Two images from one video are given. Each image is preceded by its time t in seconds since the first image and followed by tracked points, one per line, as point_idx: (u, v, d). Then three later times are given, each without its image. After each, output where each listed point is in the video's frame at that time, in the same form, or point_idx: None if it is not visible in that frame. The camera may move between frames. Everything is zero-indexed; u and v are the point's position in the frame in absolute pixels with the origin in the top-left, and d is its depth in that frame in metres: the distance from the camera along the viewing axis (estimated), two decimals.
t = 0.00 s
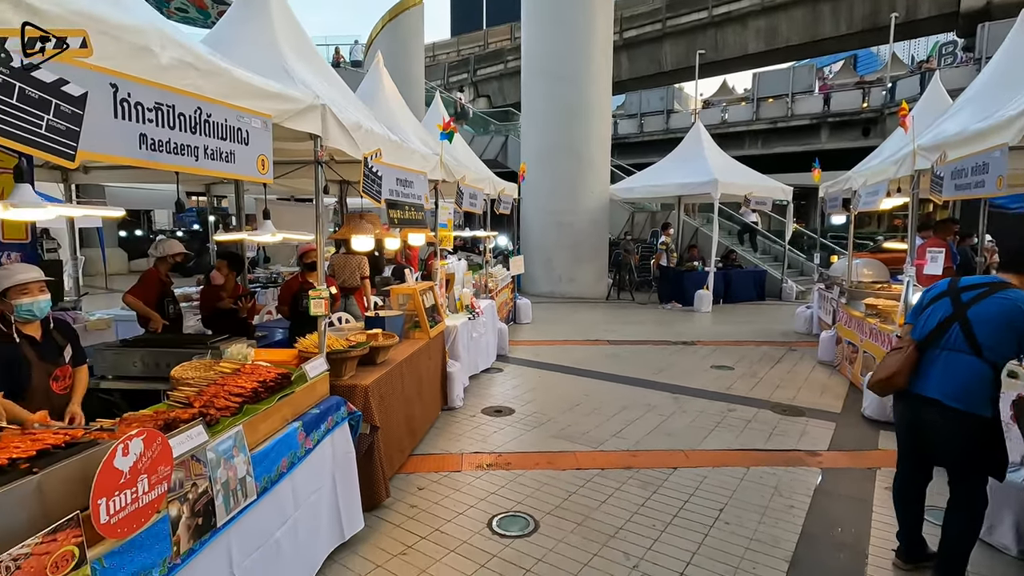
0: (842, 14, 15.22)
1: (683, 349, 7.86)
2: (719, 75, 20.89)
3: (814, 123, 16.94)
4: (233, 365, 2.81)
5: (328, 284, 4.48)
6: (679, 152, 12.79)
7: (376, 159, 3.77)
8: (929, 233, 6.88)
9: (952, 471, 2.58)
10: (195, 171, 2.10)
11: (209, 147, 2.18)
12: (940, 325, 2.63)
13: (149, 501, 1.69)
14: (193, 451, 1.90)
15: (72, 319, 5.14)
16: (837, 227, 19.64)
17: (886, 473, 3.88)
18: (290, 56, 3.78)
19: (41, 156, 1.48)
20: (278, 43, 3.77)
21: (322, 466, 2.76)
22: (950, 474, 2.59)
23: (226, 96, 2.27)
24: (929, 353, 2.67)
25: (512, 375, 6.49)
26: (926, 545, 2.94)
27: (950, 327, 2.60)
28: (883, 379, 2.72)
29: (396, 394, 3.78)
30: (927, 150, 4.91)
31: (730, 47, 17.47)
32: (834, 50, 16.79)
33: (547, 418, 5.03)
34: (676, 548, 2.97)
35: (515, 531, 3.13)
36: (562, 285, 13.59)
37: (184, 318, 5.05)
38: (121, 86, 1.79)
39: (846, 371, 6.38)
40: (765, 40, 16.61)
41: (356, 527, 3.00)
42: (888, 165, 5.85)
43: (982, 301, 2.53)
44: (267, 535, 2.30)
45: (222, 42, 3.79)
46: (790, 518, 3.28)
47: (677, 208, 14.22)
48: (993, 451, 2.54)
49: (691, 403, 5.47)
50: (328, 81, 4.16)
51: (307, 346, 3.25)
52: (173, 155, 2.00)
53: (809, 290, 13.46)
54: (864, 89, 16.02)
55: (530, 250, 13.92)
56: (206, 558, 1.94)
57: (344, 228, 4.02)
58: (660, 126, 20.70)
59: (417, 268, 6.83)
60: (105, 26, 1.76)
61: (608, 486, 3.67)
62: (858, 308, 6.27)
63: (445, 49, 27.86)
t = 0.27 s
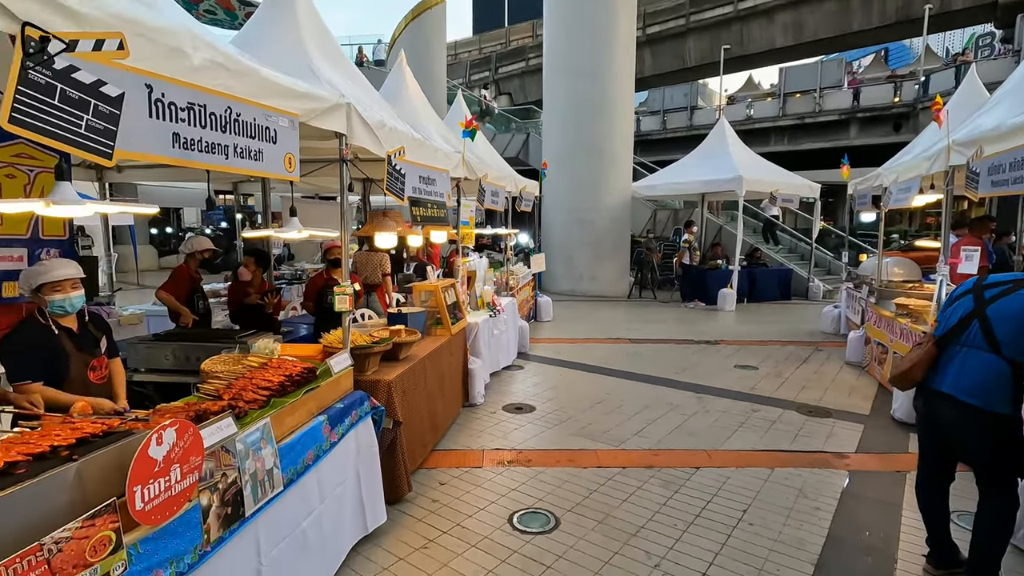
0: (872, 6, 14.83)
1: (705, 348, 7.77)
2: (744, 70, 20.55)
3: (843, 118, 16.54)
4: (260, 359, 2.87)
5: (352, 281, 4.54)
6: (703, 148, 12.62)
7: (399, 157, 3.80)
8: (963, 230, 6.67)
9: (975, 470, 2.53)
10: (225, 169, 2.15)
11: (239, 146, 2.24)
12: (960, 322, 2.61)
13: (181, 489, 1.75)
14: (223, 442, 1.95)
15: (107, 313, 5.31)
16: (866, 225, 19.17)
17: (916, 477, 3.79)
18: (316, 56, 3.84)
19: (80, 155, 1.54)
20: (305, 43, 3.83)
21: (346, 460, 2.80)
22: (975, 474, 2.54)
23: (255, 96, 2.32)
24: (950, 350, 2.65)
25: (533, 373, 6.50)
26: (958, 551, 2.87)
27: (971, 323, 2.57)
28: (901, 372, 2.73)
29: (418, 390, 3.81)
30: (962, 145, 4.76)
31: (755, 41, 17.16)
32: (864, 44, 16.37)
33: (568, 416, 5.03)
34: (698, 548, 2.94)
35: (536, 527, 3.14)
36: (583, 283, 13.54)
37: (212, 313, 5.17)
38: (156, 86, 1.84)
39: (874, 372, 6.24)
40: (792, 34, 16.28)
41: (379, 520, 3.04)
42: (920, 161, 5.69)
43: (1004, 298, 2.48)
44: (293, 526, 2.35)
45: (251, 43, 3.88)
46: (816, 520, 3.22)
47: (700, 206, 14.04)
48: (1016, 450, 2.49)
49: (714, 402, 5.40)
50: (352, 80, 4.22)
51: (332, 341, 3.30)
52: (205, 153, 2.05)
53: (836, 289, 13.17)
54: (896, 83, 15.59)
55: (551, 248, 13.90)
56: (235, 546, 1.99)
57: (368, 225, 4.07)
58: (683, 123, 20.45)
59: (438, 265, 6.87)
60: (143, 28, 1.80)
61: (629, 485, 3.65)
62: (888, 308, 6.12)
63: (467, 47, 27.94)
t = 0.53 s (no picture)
0: None
1: (727, 348, 7.68)
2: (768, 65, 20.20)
3: (870, 114, 16.17)
4: (286, 354, 2.92)
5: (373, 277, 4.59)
6: (725, 145, 12.45)
7: (422, 155, 3.83)
8: (997, 228, 6.48)
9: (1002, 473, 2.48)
10: (253, 167, 2.19)
11: (266, 145, 2.28)
12: (982, 319, 2.55)
13: (212, 480, 1.79)
14: (251, 435, 1.99)
15: (137, 309, 5.45)
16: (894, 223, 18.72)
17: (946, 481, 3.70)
18: (340, 56, 3.89)
19: (116, 154, 1.58)
20: (329, 43, 3.88)
21: (369, 454, 2.84)
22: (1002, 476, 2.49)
23: (282, 96, 2.36)
24: (973, 348, 2.60)
25: (552, 371, 6.50)
26: (990, 557, 2.80)
27: (993, 321, 2.51)
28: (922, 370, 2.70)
29: (439, 387, 3.85)
30: (997, 141, 4.63)
31: (780, 36, 16.88)
32: (893, 37, 15.97)
33: (587, 414, 5.02)
34: (720, 549, 2.92)
35: (556, 525, 3.14)
36: (603, 282, 13.48)
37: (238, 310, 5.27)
38: (188, 87, 1.89)
39: (903, 373, 6.10)
40: (818, 28, 15.95)
41: (401, 514, 3.08)
42: (952, 157, 5.54)
43: None
44: (318, 518, 2.39)
45: (276, 44, 3.94)
46: (841, 523, 3.17)
47: (723, 204, 13.87)
48: None
49: (736, 402, 5.34)
50: (375, 80, 4.26)
51: (355, 337, 3.35)
52: (234, 152, 2.09)
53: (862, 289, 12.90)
54: (927, 77, 15.17)
55: (570, 246, 13.86)
56: (262, 537, 2.04)
57: (391, 223, 4.11)
58: (705, 119, 20.20)
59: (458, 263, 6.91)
60: (176, 30, 1.84)
61: (650, 484, 3.63)
62: (917, 308, 5.97)
63: (487, 45, 27.97)
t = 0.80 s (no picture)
0: None
1: (749, 348, 7.59)
2: (792, 61, 19.86)
3: (898, 110, 15.79)
4: (312, 350, 2.98)
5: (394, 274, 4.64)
6: (748, 142, 12.29)
7: (444, 153, 3.86)
8: None
9: None
10: (282, 167, 2.24)
11: (295, 145, 2.32)
12: (1011, 318, 2.52)
13: (244, 472, 1.84)
14: (281, 428, 2.04)
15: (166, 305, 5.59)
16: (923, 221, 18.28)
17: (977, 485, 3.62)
18: (364, 56, 3.94)
19: (153, 154, 1.63)
20: (354, 43, 3.93)
21: (392, 450, 2.88)
22: None
23: (310, 96, 2.40)
24: (1001, 347, 2.57)
25: (572, 369, 6.50)
26: None
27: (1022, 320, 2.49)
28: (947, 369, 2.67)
29: (461, 384, 3.88)
30: None
31: (804, 32, 16.61)
32: (923, 31, 15.58)
33: (607, 413, 5.01)
34: (743, 549, 2.90)
35: (577, 522, 3.15)
36: (622, 280, 13.41)
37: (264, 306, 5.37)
38: (222, 88, 1.94)
39: (931, 375, 5.97)
40: (844, 22, 15.64)
41: (423, 509, 3.12)
42: (985, 153, 5.41)
43: None
44: (345, 511, 2.44)
45: (302, 45, 4.00)
46: (868, 526, 3.12)
47: (745, 202, 13.68)
48: None
49: (758, 403, 5.28)
50: (399, 79, 4.30)
51: (378, 334, 3.39)
52: (264, 151, 2.14)
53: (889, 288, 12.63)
54: (958, 71, 14.77)
55: (590, 244, 13.81)
56: (291, 528, 2.09)
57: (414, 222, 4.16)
58: (727, 116, 19.94)
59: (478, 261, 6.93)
60: (210, 33, 1.89)
61: (671, 484, 3.62)
62: (947, 308, 5.84)
63: (506, 44, 27.98)
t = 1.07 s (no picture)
0: None
1: (774, 348, 7.49)
2: (818, 56, 19.49)
3: (930, 105, 15.36)
4: (342, 346, 3.04)
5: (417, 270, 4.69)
6: (773, 139, 12.11)
7: (470, 153, 3.90)
8: None
9: None
10: (316, 167, 2.30)
11: (329, 145, 2.38)
12: None
13: (281, 463, 1.90)
14: (315, 422, 2.10)
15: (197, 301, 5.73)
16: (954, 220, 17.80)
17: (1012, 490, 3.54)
18: (391, 56, 3.99)
19: (198, 155, 1.69)
20: (381, 44, 3.98)
21: (420, 445, 2.93)
22: None
23: (343, 97, 2.45)
24: None
25: (594, 368, 6.49)
26: None
27: None
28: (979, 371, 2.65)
29: (485, 381, 3.91)
30: None
31: (831, 26, 16.27)
32: (956, 23, 15.15)
33: (630, 412, 5.01)
34: (770, 550, 2.88)
35: (601, 520, 3.17)
36: (643, 279, 13.32)
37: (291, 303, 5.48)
38: (261, 91, 2.00)
39: (964, 378, 5.83)
40: (873, 16, 15.28)
41: (449, 504, 3.16)
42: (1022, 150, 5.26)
43: None
44: (374, 504, 2.49)
45: (331, 46, 4.08)
46: (898, 529, 3.08)
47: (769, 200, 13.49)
48: None
49: (784, 404, 5.22)
50: (425, 79, 4.35)
51: (405, 331, 3.44)
52: (299, 152, 2.20)
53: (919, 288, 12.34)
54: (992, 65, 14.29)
55: (611, 243, 13.75)
56: (325, 520, 2.14)
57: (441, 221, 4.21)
58: (750, 113, 19.66)
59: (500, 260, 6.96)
60: (251, 38, 1.94)
61: (696, 483, 3.61)
62: (981, 309, 5.69)
63: (526, 41, 27.95)
